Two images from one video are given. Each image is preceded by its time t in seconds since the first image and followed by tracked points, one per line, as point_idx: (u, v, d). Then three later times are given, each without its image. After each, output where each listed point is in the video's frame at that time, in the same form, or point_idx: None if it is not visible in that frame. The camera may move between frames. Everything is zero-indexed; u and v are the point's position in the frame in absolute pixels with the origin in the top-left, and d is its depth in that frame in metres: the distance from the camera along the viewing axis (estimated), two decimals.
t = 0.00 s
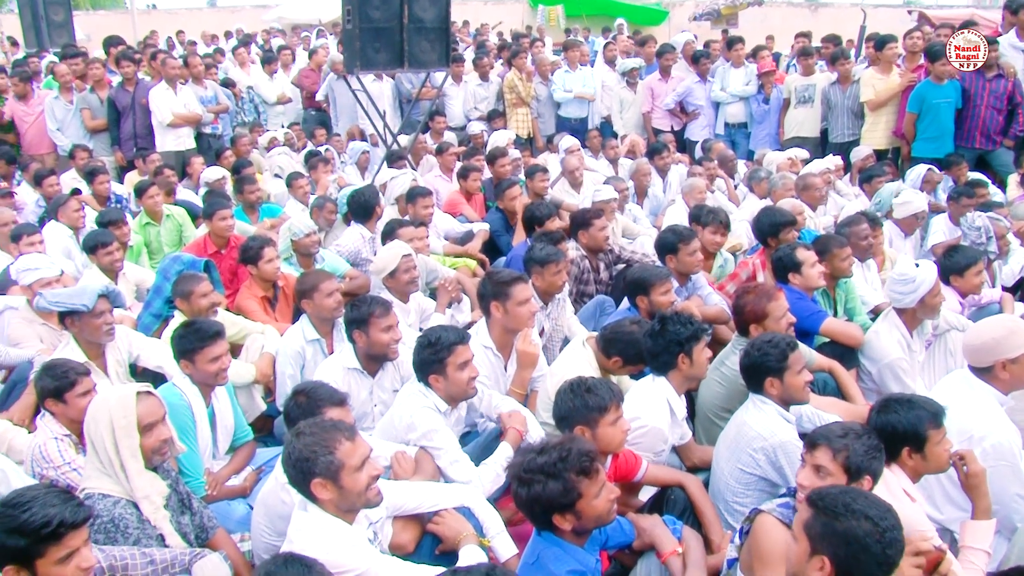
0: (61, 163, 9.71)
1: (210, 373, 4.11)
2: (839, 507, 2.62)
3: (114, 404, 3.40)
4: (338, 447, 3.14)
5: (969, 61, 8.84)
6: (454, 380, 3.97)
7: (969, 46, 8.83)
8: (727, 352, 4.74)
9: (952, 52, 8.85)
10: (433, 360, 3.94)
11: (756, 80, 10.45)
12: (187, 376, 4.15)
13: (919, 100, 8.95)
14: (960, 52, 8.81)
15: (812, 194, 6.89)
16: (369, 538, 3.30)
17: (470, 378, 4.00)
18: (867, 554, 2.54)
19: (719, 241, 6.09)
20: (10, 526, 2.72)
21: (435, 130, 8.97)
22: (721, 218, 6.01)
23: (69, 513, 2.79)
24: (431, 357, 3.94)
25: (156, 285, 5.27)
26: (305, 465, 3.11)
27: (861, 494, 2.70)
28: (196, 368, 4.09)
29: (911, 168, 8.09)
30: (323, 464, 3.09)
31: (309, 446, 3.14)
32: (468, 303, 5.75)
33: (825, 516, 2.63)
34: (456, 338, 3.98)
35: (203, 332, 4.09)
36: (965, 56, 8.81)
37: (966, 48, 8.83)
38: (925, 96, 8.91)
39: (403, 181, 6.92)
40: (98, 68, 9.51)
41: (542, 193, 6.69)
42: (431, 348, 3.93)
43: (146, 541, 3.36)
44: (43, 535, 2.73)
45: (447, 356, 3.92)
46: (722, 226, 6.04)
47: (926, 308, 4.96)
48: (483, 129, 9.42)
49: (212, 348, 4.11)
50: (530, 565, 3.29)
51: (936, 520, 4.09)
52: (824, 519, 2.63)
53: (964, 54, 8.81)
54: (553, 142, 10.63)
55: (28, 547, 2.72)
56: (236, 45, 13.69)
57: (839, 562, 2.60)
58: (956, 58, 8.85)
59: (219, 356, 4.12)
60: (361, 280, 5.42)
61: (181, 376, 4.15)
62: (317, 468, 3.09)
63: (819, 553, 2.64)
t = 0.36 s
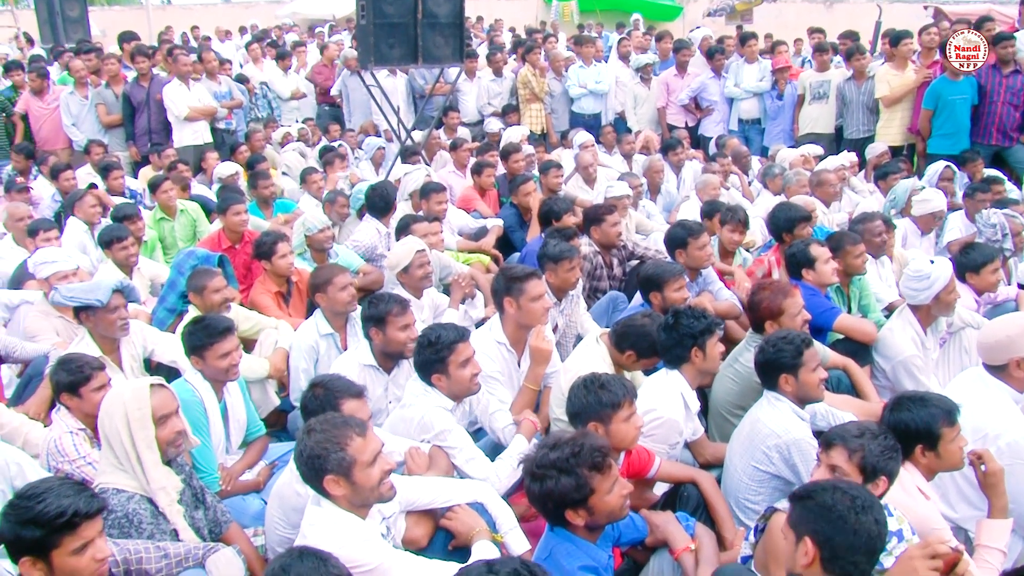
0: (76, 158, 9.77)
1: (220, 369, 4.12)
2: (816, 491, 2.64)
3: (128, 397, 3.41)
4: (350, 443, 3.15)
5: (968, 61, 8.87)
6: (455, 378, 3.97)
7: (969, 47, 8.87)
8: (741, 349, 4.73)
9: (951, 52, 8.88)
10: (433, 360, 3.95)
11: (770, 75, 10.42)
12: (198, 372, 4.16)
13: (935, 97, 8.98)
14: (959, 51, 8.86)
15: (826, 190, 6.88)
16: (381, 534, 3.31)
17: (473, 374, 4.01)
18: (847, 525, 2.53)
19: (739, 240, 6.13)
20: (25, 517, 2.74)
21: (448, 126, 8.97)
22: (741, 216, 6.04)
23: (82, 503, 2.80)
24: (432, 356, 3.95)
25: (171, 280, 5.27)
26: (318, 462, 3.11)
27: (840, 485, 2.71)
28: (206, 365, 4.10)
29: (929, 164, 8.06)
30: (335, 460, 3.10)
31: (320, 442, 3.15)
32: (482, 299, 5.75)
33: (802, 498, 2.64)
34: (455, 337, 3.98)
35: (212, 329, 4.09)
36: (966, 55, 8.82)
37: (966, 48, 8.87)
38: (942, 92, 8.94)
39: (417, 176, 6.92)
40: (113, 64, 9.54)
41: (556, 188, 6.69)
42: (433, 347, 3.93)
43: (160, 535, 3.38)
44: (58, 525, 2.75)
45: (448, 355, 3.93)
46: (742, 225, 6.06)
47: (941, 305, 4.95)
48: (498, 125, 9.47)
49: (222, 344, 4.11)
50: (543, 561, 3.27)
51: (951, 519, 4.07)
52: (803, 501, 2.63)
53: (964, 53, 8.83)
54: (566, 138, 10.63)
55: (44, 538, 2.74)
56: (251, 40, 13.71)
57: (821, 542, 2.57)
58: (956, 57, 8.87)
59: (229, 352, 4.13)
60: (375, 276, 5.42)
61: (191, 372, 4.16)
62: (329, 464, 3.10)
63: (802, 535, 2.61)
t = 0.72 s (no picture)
0: (91, 157, 9.84)
1: (228, 368, 4.13)
2: (845, 518, 2.53)
3: (145, 388, 3.43)
4: (363, 440, 3.15)
5: (969, 61, 8.93)
6: (469, 377, 3.98)
7: (969, 47, 8.97)
8: (753, 351, 4.71)
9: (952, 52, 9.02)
10: (447, 359, 3.94)
11: (785, 75, 10.38)
12: (208, 370, 4.17)
13: (951, 97, 8.94)
14: (959, 52, 8.98)
15: (840, 190, 6.86)
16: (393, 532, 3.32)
17: (486, 373, 4.01)
18: (868, 570, 2.47)
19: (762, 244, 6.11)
20: (43, 506, 2.76)
21: (461, 125, 8.99)
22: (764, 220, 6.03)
23: (99, 491, 2.84)
24: (446, 356, 3.94)
25: (184, 278, 5.29)
26: (331, 458, 3.12)
27: (871, 504, 2.60)
28: (214, 364, 4.11)
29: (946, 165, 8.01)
30: (349, 457, 3.11)
31: (334, 439, 3.16)
32: (494, 298, 5.75)
33: (830, 527, 2.54)
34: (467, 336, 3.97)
35: (219, 328, 4.09)
36: (964, 55, 8.91)
37: (966, 48, 8.96)
38: (958, 93, 8.88)
39: (430, 175, 6.94)
40: (129, 63, 9.59)
41: (568, 188, 6.69)
42: (447, 346, 3.92)
43: (174, 531, 3.41)
44: (76, 512, 2.77)
45: (463, 355, 3.94)
46: (765, 230, 6.05)
47: (956, 305, 4.92)
48: (512, 124, 9.49)
49: (229, 343, 4.11)
50: (553, 560, 3.29)
51: (965, 522, 4.04)
52: (830, 528, 2.54)
53: (963, 53, 8.93)
54: (580, 137, 10.63)
55: (63, 526, 2.76)
56: (265, 39, 13.77)
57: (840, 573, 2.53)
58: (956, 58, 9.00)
59: (236, 351, 4.12)
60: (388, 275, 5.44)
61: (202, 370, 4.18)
62: (343, 461, 3.11)
63: (820, 561, 2.56)
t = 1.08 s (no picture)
0: (108, 156, 9.90)
1: (241, 367, 4.13)
2: (864, 524, 2.52)
3: (164, 386, 3.46)
4: (376, 440, 3.16)
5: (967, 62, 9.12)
6: (499, 383, 3.97)
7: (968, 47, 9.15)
8: (768, 351, 4.70)
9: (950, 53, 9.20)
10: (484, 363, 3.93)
11: (800, 76, 10.34)
12: (222, 369, 4.18)
13: (968, 98, 8.91)
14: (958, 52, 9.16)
15: (855, 192, 6.84)
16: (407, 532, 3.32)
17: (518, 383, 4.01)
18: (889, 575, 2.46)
19: (778, 241, 6.09)
20: (62, 501, 2.78)
21: (475, 125, 9.00)
22: (780, 218, 6.02)
23: (116, 487, 2.85)
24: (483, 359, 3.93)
25: (198, 275, 5.33)
26: (345, 459, 3.13)
27: (889, 509, 2.59)
28: (228, 363, 4.12)
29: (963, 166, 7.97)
30: (362, 457, 3.11)
31: (347, 439, 3.17)
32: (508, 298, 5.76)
33: (849, 533, 2.53)
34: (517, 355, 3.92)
35: (232, 327, 4.10)
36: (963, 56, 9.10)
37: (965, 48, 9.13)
38: (975, 94, 8.87)
39: (445, 176, 6.95)
40: (145, 62, 9.65)
41: (583, 188, 6.69)
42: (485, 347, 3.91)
43: (189, 527, 3.43)
44: (94, 507, 2.79)
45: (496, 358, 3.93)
46: (781, 225, 6.03)
47: (972, 307, 4.89)
48: (527, 124, 9.51)
49: (242, 342, 4.12)
50: (567, 561, 3.26)
51: (981, 526, 4.02)
52: (848, 535, 2.53)
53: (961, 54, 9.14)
54: (594, 138, 10.63)
55: (81, 521, 2.78)
56: (281, 39, 13.82)
57: None
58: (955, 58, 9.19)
59: (249, 351, 4.13)
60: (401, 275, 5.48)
61: (216, 369, 4.19)
62: (356, 462, 3.11)
63: (839, 567, 2.55)
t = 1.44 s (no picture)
0: (117, 156, 9.94)
1: (253, 366, 4.15)
2: (867, 526, 2.52)
3: (174, 386, 3.46)
4: (384, 439, 3.17)
5: (968, 61, 9.16)
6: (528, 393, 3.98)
7: (969, 47, 9.17)
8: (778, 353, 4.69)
9: (951, 52, 9.21)
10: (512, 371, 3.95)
11: (810, 77, 10.33)
12: (233, 368, 4.19)
13: (978, 99, 8.89)
14: (959, 51, 9.18)
15: (863, 193, 6.82)
16: (416, 532, 3.32)
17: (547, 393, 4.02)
18: None
19: (775, 233, 6.06)
20: (70, 501, 2.79)
21: (484, 126, 9.01)
22: (778, 209, 5.99)
23: (124, 488, 2.86)
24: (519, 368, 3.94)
25: (205, 276, 5.34)
26: (353, 458, 3.14)
27: (892, 510, 2.58)
28: (239, 362, 4.13)
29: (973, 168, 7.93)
30: (370, 456, 3.12)
31: (355, 439, 3.17)
32: (517, 299, 5.76)
33: (852, 534, 2.52)
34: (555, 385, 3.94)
35: (245, 326, 4.11)
36: (964, 56, 9.13)
37: (966, 48, 9.16)
38: (984, 95, 8.85)
39: (453, 176, 6.96)
40: (155, 62, 9.68)
41: (592, 189, 6.69)
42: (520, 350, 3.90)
43: (197, 527, 3.43)
44: (101, 508, 2.79)
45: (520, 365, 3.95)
46: (778, 217, 6.00)
47: (982, 308, 4.87)
48: (536, 124, 9.51)
49: (253, 341, 4.13)
50: (575, 561, 3.24)
51: (990, 529, 4.01)
52: (850, 536, 2.53)
53: (963, 53, 9.15)
54: (603, 139, 10.63)
55: (88, 522, 2.79)
56: (291, 39, 13.85)
57: None
58: (956, 57, 9.20)
59: (261, 350, 4.14)
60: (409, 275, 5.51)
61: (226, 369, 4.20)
62: (365, 461, 3.12)
63: (842, 568, 2.54)
